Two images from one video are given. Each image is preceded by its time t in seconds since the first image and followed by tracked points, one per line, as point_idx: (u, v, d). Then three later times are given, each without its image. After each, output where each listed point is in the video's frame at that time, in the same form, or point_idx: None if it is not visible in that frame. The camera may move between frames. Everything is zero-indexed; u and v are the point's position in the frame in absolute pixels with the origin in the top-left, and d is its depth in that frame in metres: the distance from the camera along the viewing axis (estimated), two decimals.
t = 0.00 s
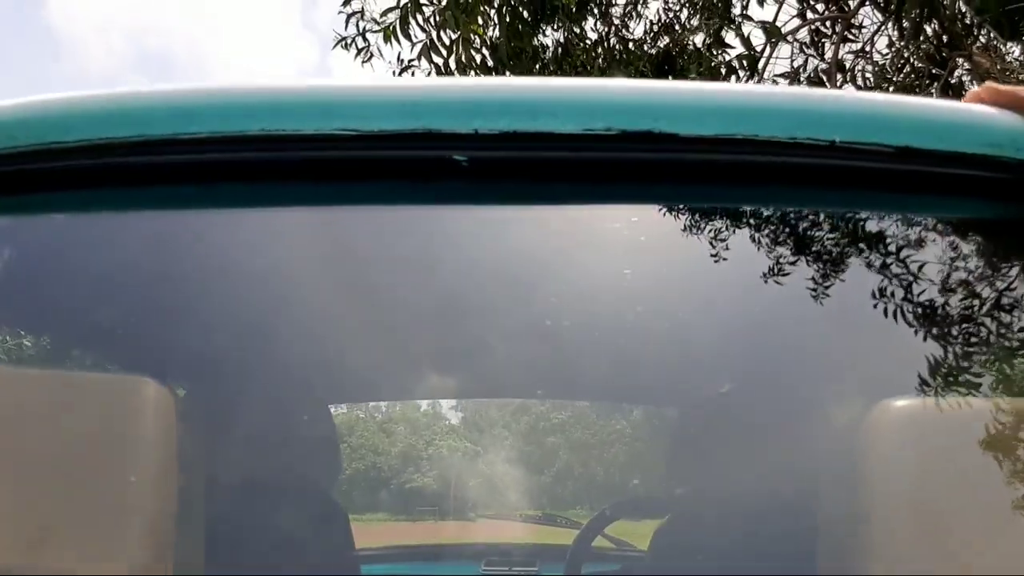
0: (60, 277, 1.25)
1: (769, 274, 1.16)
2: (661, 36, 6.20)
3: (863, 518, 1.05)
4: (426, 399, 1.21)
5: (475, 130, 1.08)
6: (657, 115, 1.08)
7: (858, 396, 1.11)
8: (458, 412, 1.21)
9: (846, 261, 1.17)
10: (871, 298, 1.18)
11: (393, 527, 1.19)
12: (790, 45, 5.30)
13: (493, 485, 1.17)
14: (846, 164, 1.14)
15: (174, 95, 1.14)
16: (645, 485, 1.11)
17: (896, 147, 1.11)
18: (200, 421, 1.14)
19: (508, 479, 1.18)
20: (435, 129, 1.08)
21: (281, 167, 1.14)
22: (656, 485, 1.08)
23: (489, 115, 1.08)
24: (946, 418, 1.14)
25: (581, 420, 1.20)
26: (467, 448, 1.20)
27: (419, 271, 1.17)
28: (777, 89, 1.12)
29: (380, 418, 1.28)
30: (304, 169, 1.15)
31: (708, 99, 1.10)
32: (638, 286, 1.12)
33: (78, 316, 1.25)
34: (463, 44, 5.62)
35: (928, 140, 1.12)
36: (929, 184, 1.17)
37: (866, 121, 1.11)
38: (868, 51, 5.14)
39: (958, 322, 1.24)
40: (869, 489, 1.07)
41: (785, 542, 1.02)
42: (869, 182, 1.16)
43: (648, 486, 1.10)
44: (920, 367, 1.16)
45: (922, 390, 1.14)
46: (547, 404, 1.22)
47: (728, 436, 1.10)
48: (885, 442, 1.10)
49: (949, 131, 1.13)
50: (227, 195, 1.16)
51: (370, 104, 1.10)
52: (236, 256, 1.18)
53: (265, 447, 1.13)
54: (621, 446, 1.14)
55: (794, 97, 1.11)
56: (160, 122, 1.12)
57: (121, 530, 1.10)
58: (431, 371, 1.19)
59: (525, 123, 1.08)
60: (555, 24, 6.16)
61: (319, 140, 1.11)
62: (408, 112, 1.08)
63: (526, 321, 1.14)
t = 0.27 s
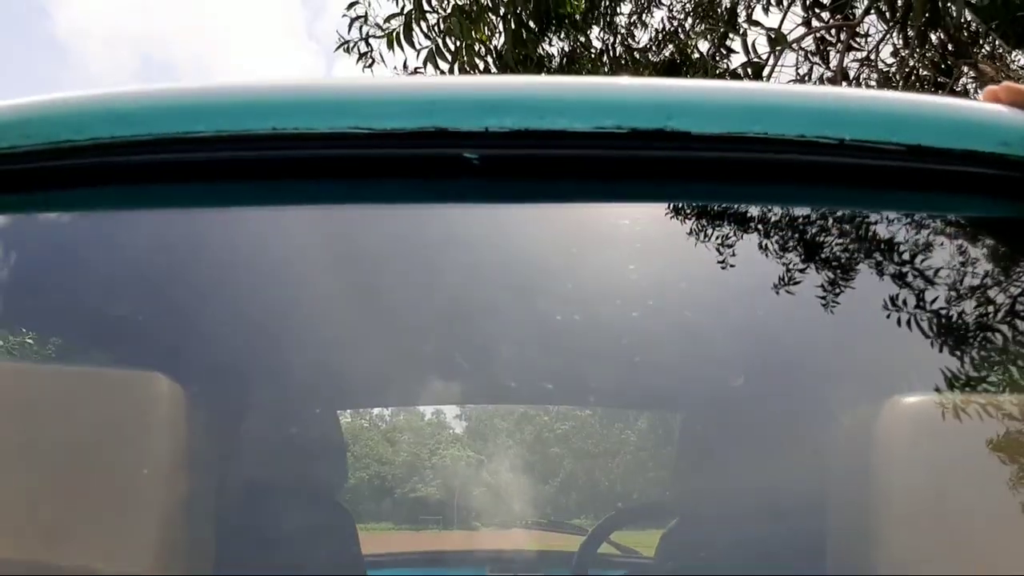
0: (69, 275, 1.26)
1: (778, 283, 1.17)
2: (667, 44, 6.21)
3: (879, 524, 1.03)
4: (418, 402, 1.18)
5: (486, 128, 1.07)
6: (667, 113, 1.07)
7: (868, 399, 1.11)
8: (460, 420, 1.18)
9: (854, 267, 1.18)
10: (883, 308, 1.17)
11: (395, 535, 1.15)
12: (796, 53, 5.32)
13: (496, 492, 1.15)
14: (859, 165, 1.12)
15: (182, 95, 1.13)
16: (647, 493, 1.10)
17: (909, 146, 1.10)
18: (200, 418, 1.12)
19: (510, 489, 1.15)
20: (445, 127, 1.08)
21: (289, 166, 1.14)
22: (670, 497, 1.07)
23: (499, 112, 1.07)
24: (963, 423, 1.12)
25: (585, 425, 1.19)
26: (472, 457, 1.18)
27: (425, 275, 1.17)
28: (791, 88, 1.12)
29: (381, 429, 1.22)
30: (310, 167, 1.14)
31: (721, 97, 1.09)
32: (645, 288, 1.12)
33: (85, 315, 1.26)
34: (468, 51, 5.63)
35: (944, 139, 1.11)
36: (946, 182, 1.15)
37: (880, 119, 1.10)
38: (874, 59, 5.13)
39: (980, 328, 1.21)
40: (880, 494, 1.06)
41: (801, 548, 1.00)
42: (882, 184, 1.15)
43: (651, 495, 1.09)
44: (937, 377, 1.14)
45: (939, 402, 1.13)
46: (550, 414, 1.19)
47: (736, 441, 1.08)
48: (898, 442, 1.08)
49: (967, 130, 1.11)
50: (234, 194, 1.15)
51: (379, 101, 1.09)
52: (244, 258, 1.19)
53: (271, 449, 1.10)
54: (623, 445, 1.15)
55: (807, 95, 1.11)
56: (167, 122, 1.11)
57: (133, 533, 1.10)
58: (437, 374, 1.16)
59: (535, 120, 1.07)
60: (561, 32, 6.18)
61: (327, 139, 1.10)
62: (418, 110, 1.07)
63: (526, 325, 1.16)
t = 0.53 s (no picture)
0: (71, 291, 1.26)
1: (782, 321, 1.15)
2: (672, 79, 6.26)
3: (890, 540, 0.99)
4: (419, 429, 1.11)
5: (494, 158, 1.11)
6: (673, 148, 1.12)
7: (873, 433, 1.07)
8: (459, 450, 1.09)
9: (860, 304, 1.17)
10: (889, 346, 1.15)
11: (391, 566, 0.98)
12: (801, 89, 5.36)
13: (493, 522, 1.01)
14: (852, 204, 1.18)
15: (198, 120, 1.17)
16: (646, 499, 1.03)
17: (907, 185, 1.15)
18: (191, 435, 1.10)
19: (507, 517, 1.02)
20: (455, 157, 1.12)
21: (300, 191, 1.18)
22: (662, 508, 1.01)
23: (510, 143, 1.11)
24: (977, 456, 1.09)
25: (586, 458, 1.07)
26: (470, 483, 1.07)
27: (429, 300, 1.16)
28: (792, 126, 1.16)
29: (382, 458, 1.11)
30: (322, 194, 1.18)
31: (726, 134, 1.14)
32: (645, 316, 1.12)
33: (85, 334, 1.26)
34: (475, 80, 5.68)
35: (940, 178, 1.16)
36: (939, 224, 1.20)
37: (877, 159, 1.15)
38: (878, 97, 5.16)
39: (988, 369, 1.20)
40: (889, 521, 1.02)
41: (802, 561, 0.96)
42: (877, 222, 1.19)
43: (656, 518, 1.00)
44: (942, 417, 1.11)
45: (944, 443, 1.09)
46: (550, 446, 1.09)
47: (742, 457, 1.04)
48: (899, 479, 1.06)
49: (960, 170, 1.17)
50: (247, 218, 1.19)
51: (392, 129, 1.13)
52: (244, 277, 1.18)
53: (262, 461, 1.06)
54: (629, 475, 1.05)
55: (809, 133, 1.16)
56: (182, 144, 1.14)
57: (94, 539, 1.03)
58: (437, 401, 1.12)
59: (545, 152, 1.11)
60: (567, 64, 6.24)
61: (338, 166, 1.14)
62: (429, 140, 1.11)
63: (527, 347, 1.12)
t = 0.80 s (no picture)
0: (75, 302, 1.29)
1: (774, 333, 1.17)
2: (671, 89, 6.28)
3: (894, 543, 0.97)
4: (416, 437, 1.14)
5: (481, 174, 1.15)
6: (655, 166, 1.16)
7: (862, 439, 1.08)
8: (458, 459, 1.11)
9: (850, 316, 1.21)
10: (875, 360, 1.17)
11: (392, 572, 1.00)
12: (799, 101, 5.40)
13: (493, 530, 1.02)
14: (841, 221, 1.21)
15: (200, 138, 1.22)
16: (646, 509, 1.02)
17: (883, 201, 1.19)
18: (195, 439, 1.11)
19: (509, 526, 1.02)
20: (443, 173, 1.16)
21: (302, 205, 1.22)
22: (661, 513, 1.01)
23: (499, 159, 1.15)
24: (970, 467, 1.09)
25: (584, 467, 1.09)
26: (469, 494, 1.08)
27: (431, 310, 1.20)
28: (772, 145, 1.20)
29: (382, 467, 1.13)
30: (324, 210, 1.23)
31: (707, 151, 1.18)
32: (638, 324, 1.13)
33: (91, 342, 1.29)
34: (476, 91, 5.70)
35: (915, 195, 1.20)
36: (927, 239, 1.24)
37: (854, 176, 1.19)
38: (875, 109, 5.18)
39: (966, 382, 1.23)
40: (891, 524, 0.99)
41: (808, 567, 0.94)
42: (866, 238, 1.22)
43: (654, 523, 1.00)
44: (927, 428, 1.11)
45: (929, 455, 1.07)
46: (549, 455, 1.08)
47: (740, 461, 1.03)
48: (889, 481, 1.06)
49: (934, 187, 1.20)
50: (246, 233, 1.22)
51: (388, 148, 1.18)
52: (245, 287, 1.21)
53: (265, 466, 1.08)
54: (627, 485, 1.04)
55: (787, 152, 1.20)
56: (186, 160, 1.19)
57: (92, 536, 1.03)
58: (436, 408, 1.15)
59: (533, 169, 1.15)
60: (567, 75, 6.27)
61: (338, 183, 1.19)
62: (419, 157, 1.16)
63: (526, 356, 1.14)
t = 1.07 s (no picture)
0: (89, 314, 1.31)
1: (765, 350, 1.21)
2: (669, 104, 6.34)
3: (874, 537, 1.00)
4: (415, 453, 1.21)
5: (477, 199, 1.16)
6: (649, 190, 1.19)
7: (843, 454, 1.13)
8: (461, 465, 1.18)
9: (836, 334, 1.25)
10: (856, 370, 1.21)
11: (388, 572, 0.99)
12: (794, 117, 5.46)
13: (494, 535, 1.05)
14: (828, 241, 1.25)
15: (200, 162, 1.24)
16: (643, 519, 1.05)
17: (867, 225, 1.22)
18: (216, 443, 1.16)
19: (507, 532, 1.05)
20: (444, 199, 1.17)
21: (302, 229, 1.25)
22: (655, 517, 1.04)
23: (497, 183, 1.16)
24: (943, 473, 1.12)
25: (580, 482, 1.15)
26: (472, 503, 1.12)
27: (433, 327, 1.23)
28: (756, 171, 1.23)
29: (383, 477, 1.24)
30: (324, 231, 1.26)
31: (695, 178, 1.21)
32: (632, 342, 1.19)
33: (99, 355, 1.31)
34: (474, 107, 5.75)
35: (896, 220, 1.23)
36: (908, 259, 1.28)
37: (841, 200, 1.22)
38: (869, 124, 5.25)
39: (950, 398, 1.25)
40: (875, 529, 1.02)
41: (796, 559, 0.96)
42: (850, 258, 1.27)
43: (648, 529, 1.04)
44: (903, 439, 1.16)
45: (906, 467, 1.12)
46: (548, 470, 1.16)
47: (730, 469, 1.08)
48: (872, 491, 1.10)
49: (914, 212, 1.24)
50: (249, 253, 1.26)
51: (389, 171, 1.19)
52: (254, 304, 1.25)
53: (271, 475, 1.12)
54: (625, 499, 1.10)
55: (771, 179, 1.23)
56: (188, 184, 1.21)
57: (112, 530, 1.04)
58: (434, 420, 1.19)
59: (531, 193, 1.17)
60: (565, 90, 6.34)
61: (336, 206, 1.21)
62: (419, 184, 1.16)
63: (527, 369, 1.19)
